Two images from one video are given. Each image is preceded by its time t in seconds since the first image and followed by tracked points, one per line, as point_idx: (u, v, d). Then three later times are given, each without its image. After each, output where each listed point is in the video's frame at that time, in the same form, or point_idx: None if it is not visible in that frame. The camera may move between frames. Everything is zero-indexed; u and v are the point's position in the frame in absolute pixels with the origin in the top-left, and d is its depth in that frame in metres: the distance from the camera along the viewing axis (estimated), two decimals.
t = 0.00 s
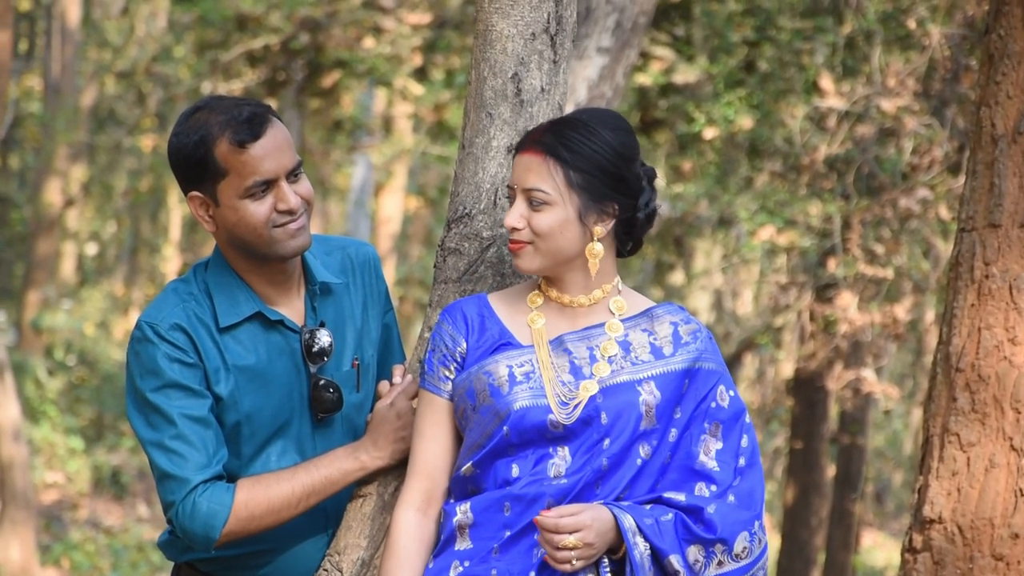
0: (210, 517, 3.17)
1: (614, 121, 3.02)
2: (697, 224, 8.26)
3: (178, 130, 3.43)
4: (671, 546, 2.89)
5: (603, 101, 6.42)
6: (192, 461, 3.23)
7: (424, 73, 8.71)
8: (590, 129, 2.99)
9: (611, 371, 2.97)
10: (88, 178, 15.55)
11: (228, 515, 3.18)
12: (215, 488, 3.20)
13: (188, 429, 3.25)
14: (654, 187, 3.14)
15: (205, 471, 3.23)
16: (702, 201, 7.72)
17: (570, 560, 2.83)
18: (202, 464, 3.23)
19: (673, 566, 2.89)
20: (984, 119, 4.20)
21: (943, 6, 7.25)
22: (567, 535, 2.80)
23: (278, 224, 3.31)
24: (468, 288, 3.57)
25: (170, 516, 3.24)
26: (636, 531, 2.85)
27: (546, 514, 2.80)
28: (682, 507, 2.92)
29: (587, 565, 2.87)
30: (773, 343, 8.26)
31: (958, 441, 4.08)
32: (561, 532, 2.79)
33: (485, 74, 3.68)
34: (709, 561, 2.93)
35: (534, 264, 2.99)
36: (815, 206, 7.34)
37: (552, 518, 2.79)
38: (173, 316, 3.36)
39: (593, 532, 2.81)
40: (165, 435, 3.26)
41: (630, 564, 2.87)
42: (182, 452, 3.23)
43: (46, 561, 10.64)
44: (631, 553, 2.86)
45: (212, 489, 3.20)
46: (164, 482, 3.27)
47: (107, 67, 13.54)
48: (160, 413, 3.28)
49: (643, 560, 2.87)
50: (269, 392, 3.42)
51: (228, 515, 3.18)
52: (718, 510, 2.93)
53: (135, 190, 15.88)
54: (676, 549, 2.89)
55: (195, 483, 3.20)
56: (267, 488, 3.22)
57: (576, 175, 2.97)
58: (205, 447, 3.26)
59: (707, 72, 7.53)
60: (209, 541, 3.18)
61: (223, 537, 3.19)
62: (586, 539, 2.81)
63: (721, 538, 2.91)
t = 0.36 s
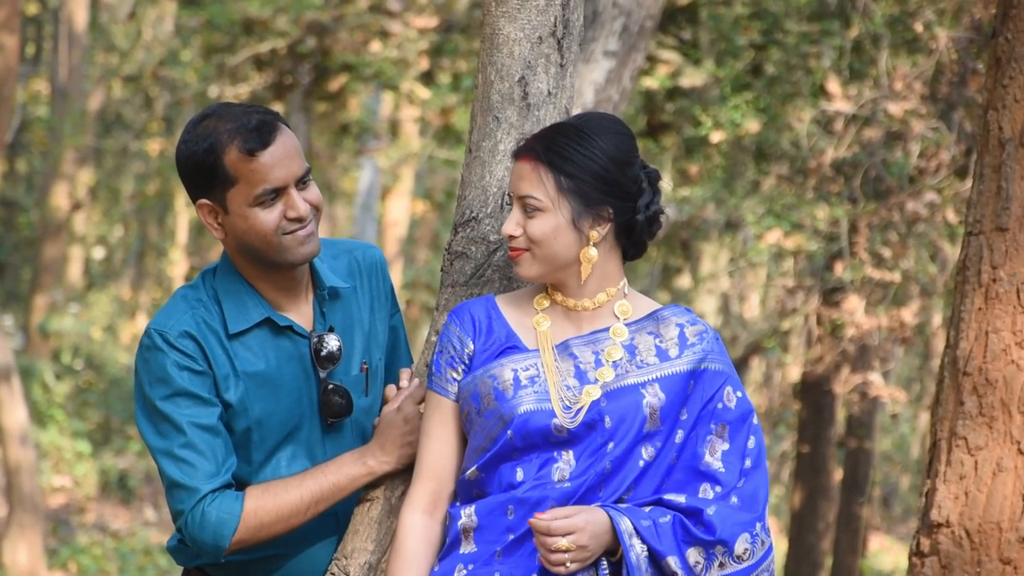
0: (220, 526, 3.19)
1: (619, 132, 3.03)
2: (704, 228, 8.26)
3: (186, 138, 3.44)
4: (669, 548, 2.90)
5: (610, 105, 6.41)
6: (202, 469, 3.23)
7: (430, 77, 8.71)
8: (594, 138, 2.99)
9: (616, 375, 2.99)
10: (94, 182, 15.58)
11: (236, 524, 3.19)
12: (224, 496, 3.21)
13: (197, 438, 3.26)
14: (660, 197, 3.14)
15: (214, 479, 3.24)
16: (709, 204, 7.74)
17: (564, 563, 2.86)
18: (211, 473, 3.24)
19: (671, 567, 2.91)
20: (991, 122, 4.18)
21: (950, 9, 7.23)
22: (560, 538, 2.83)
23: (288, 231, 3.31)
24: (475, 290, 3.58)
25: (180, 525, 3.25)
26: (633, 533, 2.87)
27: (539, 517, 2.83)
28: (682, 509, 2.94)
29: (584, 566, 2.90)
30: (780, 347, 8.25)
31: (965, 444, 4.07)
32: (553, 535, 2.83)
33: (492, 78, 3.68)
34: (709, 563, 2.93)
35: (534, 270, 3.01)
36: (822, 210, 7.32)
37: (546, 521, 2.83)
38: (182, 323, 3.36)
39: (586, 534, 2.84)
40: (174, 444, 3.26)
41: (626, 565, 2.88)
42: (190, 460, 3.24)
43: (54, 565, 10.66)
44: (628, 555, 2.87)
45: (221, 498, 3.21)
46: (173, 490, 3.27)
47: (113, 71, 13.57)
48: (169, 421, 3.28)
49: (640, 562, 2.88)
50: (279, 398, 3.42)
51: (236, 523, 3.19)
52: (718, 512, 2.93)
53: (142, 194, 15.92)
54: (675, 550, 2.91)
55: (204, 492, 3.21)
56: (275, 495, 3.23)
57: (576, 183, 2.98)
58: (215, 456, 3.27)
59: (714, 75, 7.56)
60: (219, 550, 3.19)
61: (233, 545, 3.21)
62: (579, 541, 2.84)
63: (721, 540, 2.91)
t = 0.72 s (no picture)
0: (230, 536, 3.20)
1: (623, 138, 3.03)
2: (712, 230, 8.26)
3: (192, 148, 3.43)
4: (666, 550, 2.90)
5: (617, 108, 6.41)
6: (213, 478, 3.25)
7: (438, 80, 8.73)
8: (598, 144, 3.00)
9: (620, 379, 3.00)
10: (102, 186, 15.61)
11: (247, 534, 3.20)
12: (235, 506, 3.23)
13: (208, 448, 3.27)
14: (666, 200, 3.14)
15: (224, 489, 3.25)
16: (716, 207, 7.77)
17: (556, 565, 2.86)
18: (221, 483, 3.25)
19: (668, 569, 2.90)
20: (999, 125, 4.16)
21: (958, 12, 7.13)
22: (548, 541, 2.84)
23: (298, 238, 3.32)
24: (482, 293, 3.59)
25: (190, 535, 3.26)
26: (627, 535, 2.87)
27: (528, 521, 2.84)
28: (682, 510, 2.94)
29: (575, 569, 2.90)
30: (787, 349, 8.24)
31: (973, 448, 4.07)
32: (541, 539, 2.83)
33: (499, 81, 3.69)
34: (711, 564, 2.93)
35: (539, 275, 3.02)
36: (830, 213, 7.30)
37: (534, 525, 2.83)
38: (192, 331, 3.37)
39: (576, 536, 2.85)
40: (185, 453, 3.27)
41: (620, 567, 2.88)
42: (201, 470, 3.25)
43: (61, 567, 10.69)
44: (623, 557, 2.88)
45: (231, 509, 3.22)
46: (184, 500, 3.28)
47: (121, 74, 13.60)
48: (180, 431, 3.29)
49: (634, 563, 2.88)
50: (290, 403, 3.43)
51: (247, 533, 3.20)
52: (718, 512, 2.92)
53: (150, 197, 15.94)
54: (672, 552, 2.91)
55: (215, 502, 3.22)
56: (285, 503, 3.25)
57: (579, 189, 2.98)
58: (225, 465, 3.28)
59: (721, 79, 7.55)
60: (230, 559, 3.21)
61: (243, 554, 3.22)
62: (568, 544, 2.84)
63: (721, 540, 2.91)
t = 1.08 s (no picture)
0: (239, 544, 3.21)
1: (627, 139, 3.03)
2: (718, 233, 8.25)
3: (197, 159, 3.44)
4: (666, 552, 2.90)
5: (623, 110, 6.40)
6: (223, 486, 3.25)
7: (444, 82, 8.75)
8: (602, 146, 3.00)
9: (623, 381, 3.00)
10: (109, 188, 15.64)
11: (256, 542, 3.21)
12: (244, 514, 3.23)
13: (219, 455, 3.27)
14: (672, 203, 3.14)
15: (233, 497, 3.26)
16: (722, 209, 7.73)
17: (554, 569, 2.87)
18: (231, 491, 3.26)
19: (668, 570, 2.91)
20: (1006, 126, 4.12)
21: (965, 14, 7.10)
22: (544, 545, 2.84)
23: (308, 239, 3.32)
24: (489, 295, 3.60)
25: (200, 542, 3.27)
26: (627, 538, 2.87)
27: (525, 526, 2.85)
28: (683, 513, 2.94)
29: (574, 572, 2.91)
30: (794, 352, 8.24)
31: (980, 450, 4.04)
32: (537, 542, 2.84)
33: (505, 83, 3.69)
34: (712, 565, 2.93)
35: (545, 277, 3.02)
36: (836, 215, 7.28)
37: (530, 530, 2.84)
38: (203, 338, 3.37)
39: (572, 540, 2.86)
40: (195, 461, 3.28)
41: (620, 570, 2.89)
42: (211, 477, 3.26)
43: (68, 569, 10.71)
44: (622, 560, 2.88)
45: (241, 517, 3.23)
46: (194, 507, 3.29)
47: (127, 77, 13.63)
48: (190, 438, 3.29)
49: (634, 565, 2.89)
50: (301, 409, 3.44)
51: (256, 542, 3.21)
52: (718, 513, 2.92)
53: (156, 200, 15.97)
54: (672, 554, 2.91)
55: (225, 509, 3.23)
56: (293, 509, 3.25)
57: (584, 190, 2.98)
58: (235, 473, 3.29)
59: (727, 81, 7.55)
60: (239, 567, 3.22)
61: (253, 561, 3.23)
62: (565, 547, 2.85)
63: (721, 541, 2.91)
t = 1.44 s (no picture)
0: (251, 550, 3.21)
1: (634, 140, 3.04)
2: (726, 235, 8.24)
3: (207, 165, 3.42)
4: (668, 554, 2.91)
5: (632, 112, 6.39)
6: (235, 492, 3.26)
7: (452, 84, 8.77)
8: (609, 148, 3.01)
9: (628, 382, 3.01)
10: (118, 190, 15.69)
11: (268, 548, 3.22)
12: (256, 521, 3.24)
13: (231, 461, 3.27)
14: (679, 204, 3.13)
15: (245, 503, 3.26)
16: (731, 211, 7.76)
17: (554, 570, 2.89)
18: (243, 497, 3.27)
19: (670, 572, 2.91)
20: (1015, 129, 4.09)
21: (973, 17, 7.04)
22: (544, 548, 2.86)
23: (321, 242, 3.32)
24: (497, 297, 3.61)
25: (212, 547, 3.28)
26: (628, 540, 2.88)
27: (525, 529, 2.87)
28: (684, 514, 2.93)
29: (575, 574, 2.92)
30: (802, 353, 8.24)
31: (989, 452, 4.01)
32: (537, 545, 2.86)
33: (514, 85, 3.70)
34: (715, 567, 2.93)
35: (549, 278, 3.04)
36: (845, 217, 7.25)
37: (530, 533, 2.86)
38: (215, 342, 3.37)
39: (571, 543, 2.87)
40: (207, 466, 3.28)
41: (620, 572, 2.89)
42: (224, 483, 3.26)
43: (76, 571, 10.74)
44: (623, 561, 2.89)
45: (254, 524, 3.23)
46: (206, 514, 3.29)
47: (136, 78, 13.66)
48: (202, 444, 3.29)
49: (634, 567, 2.89)
50: (314, 413, 3.44)
51: (268, 547, 3.22)
52: (720, 515, 2.91)
53: (165, 201, 16.01)
54: (674, 556, 2.91)
55: (237, 516, 3.23)
56: (305, 514, 3.27)
57: (589, 192, 2.99)
58: (247, 479, 3.29)
59: (735, 83, 7.58)
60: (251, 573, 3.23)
61: (264, 567, 3.24)
62: (565, 549, 2.87)
63: (723, 543, 2.89)
